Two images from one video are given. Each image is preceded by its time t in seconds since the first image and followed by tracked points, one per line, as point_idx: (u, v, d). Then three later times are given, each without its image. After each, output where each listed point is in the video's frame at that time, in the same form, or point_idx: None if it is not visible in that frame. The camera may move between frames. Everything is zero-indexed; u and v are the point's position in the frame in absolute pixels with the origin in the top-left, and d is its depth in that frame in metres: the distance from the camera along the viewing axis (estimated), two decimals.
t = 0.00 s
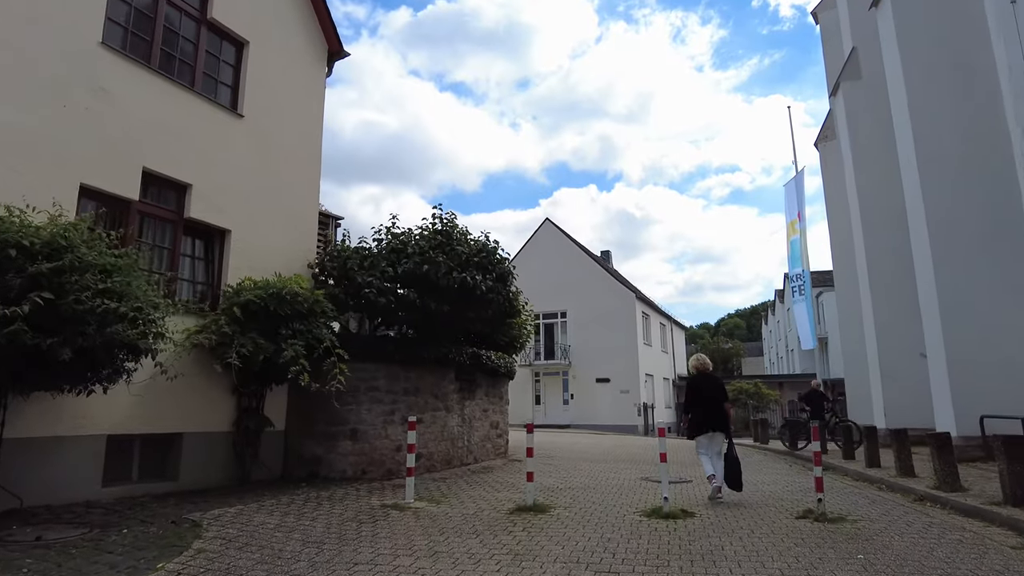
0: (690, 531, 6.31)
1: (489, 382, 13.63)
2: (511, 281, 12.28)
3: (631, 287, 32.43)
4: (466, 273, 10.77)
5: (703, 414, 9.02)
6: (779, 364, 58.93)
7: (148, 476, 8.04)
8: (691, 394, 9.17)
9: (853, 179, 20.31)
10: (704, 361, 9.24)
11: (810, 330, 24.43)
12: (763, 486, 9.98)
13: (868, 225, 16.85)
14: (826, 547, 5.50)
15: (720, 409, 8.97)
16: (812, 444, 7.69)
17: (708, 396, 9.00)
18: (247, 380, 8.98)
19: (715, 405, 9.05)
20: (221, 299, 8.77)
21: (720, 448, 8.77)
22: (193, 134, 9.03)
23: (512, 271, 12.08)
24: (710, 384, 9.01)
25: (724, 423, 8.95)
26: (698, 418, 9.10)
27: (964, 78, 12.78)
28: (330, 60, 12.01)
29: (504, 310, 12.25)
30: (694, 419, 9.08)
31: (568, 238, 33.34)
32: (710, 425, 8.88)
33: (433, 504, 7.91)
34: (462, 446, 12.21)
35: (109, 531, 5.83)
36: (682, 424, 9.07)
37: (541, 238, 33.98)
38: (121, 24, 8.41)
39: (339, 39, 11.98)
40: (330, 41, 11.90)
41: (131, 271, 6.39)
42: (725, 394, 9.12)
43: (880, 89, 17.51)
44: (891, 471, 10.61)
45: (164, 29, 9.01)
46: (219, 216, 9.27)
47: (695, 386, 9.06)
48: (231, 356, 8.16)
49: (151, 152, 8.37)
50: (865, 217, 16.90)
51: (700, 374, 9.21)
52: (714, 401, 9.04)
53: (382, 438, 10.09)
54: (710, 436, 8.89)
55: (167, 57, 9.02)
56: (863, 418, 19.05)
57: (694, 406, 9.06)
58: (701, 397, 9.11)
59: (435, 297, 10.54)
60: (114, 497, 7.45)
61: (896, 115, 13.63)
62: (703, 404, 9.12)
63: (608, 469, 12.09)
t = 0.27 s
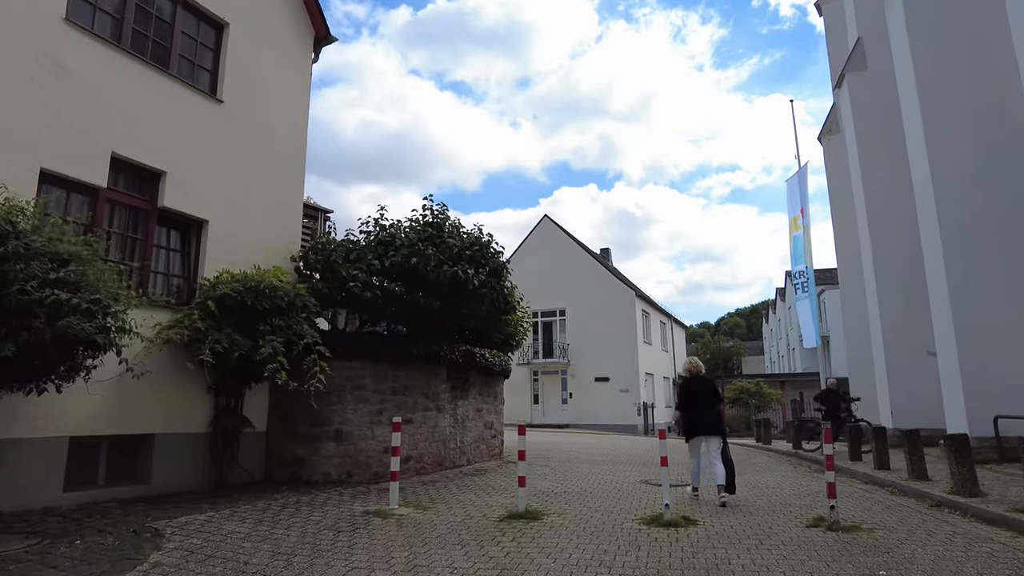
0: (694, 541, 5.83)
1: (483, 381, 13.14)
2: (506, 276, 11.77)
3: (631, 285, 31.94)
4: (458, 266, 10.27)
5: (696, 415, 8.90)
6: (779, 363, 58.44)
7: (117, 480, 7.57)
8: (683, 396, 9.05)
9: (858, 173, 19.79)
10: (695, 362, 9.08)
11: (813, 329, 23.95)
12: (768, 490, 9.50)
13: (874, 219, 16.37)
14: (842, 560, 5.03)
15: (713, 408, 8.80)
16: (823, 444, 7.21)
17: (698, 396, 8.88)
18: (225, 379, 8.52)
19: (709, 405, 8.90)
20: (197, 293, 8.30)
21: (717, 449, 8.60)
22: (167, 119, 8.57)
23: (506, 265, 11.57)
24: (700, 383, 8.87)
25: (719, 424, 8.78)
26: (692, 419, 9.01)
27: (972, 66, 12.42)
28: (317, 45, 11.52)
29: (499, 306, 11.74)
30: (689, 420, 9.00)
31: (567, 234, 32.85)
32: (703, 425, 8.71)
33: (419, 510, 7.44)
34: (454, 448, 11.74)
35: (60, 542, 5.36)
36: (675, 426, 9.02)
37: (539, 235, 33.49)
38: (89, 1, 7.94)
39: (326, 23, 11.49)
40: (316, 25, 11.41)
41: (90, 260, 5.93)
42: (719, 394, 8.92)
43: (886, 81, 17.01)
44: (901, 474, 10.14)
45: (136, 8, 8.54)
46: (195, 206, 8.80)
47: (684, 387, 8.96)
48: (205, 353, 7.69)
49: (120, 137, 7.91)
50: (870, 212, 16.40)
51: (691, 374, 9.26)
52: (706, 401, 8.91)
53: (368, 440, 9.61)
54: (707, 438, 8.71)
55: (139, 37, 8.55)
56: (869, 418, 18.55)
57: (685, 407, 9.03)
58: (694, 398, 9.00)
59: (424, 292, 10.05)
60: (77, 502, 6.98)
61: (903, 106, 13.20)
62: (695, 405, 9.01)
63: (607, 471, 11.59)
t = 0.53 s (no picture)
0: (698, 555, 5.35)
1: (477, 380, 12.63)
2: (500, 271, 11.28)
3: (631, 283, 31.46)
4: (449, 260, 9.78)
5: (688, 414, 9.00)
6: (780, 363, 57.95)
7: (81, 485, 7.08)
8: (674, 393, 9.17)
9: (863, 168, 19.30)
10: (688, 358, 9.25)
11: (816, 327, 23.47)
12: (775, 495, 9.04)
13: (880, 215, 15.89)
14: None
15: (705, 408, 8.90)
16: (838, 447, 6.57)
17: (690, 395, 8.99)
18: (199, 378, 8.06)
19: (700, 405, 9.02)
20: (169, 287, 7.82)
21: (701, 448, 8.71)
22: (138, 103, 8.09)
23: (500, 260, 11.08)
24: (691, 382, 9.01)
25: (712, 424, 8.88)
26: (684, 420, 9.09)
27: (983, 54, 11.99)
28: (303, 30, 11.04)
29: (493, 302, 11.24)
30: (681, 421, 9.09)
31: (566, 232, 32.38)
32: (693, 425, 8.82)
33: (403, 519, 6.96)
34: (446, 450, 11.25)
35: (1, 557, 4.87)
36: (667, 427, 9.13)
37: (538, 232, 33.01)
38: None
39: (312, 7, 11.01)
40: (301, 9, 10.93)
41: (41, 248, 5.46)
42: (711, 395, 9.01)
43: (891, 71, 16.53)
44: (914, 478, 9.66)
45: None
46: (169, 195, 8.33)
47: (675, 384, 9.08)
48: (175, 350, 7.21)
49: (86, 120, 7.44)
50: (875, 206, 15.90)
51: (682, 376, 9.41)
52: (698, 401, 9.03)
53: (353, 443, 9.12)
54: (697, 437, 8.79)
55: (109, 14, 8.07)
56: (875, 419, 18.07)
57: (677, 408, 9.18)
58: (687, 398, 9.10)
59: (413, 287, 9.57)
60: (35, 510, 6.49)
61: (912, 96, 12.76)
62: (689, 404, 9.10)
63: (605, 475, 11.11)
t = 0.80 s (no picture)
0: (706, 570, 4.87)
1: (472, 379, 12.14)
2: (495, 266, 10.79)
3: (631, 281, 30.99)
4: (440, 253, 9.29)
5: (684, 413, 9.12)
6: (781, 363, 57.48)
7: (42, 491, 6.60)
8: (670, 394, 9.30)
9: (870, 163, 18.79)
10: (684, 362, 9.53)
11: (821, 326, 23.00)
12: (784, 500, 8.57)
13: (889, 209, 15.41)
14: None
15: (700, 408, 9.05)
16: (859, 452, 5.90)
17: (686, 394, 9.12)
18: (173, 376, 7.58)
19: (695, 404, 9.17)
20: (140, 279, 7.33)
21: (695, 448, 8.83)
22: (107, 83, 7.60)
23: (495, 253, 10.58)
24: (687, 382, 9.21)
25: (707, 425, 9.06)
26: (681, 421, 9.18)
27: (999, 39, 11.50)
28: (289, 13, 10.56)
29: (487, 298, 10.74)
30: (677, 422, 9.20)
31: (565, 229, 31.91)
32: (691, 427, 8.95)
33: (386, 528, 6.47)
34: (439, 453, 10.76)
35: None
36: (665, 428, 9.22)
37: (537, 230, 32.54)
38: None
39: None
40: None
41: None
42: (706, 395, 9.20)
43: (899, 62, 16.01)
44: (930, 482, 9.18)
45: None
46: (143, 183, 7.85)
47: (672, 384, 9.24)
48: (143, 345, 6.73)
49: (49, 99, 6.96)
50: (883, 201, 15.40)
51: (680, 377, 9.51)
52: (694, 402, 9.18)
53: (339, 445, 8.64)
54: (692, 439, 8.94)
55: None
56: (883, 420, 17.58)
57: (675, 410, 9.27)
58: (681, 398, 9.26)
59: (402, 280, 9.08)
60: None
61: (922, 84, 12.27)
62: (685, 405, 9.23)
63: (605, 478, 10.64)
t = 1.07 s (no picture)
0: None
1: (465, 380, 11.65)
2: (488, 261, 10.30)
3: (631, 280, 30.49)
4: (430, 246, 8.78)
5: (684, 415, 9.04)
6: (781, 363, 57.05)
7: None
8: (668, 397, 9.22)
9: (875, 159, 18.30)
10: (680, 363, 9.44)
11: (825, 325, 22.52)
12: (793, 508, 8.09)
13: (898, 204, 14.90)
14: None
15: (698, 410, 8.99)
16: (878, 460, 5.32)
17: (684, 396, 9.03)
18: (143, 376, 7.09)
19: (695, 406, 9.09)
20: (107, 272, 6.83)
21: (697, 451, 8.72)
22: (74, 62, 7.10)
23: (488, 248, 10.10)
24: (685, 384, 9.12)
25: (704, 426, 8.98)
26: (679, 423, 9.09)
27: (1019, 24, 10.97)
28: None
29: (480, 295, 10.24)
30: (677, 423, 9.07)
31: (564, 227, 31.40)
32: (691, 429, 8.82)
33: (367, 541, 5.98)
34: (430, 457, 10.28)
35: None
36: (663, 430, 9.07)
37: (535, 228, 32.04)
38: None
39: None
40: None
41: None
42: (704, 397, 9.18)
43: (906, 53, 15.53)
44: (946, 489, 8.69)
45: None
46: (113, 170, 7.37)
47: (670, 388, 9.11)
48: (107, 343, 6.26)
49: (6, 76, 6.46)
50: (891, 197, 14.91)
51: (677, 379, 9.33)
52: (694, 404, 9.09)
53: (322, 450, 8.15)
54: (693, 441, 8.80)
55: None
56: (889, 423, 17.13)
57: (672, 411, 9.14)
58: (678, 400, 9.16)
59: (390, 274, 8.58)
60: None
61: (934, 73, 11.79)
62: (683, 407, 9.15)
63: (604, 484, 10.17)
